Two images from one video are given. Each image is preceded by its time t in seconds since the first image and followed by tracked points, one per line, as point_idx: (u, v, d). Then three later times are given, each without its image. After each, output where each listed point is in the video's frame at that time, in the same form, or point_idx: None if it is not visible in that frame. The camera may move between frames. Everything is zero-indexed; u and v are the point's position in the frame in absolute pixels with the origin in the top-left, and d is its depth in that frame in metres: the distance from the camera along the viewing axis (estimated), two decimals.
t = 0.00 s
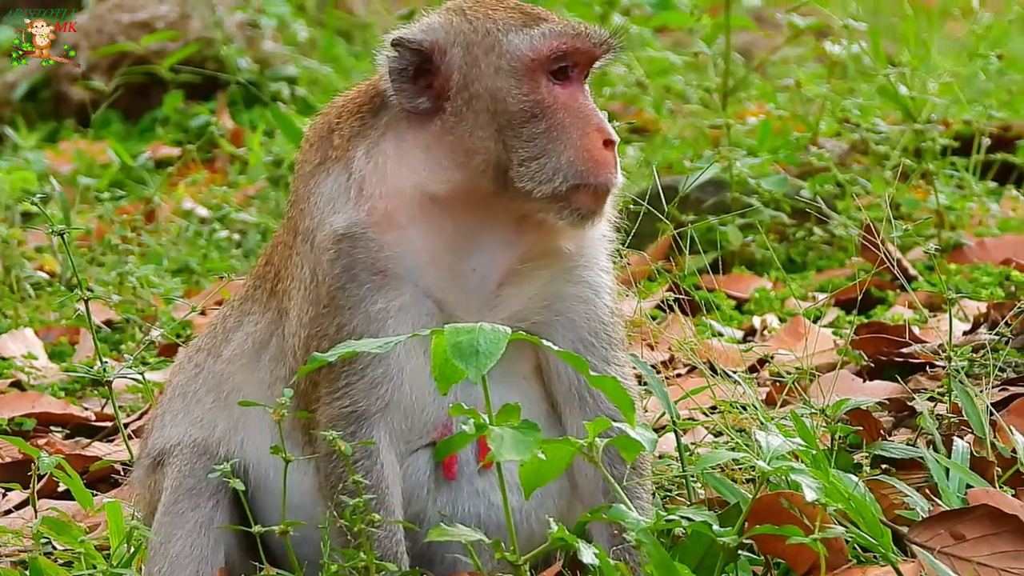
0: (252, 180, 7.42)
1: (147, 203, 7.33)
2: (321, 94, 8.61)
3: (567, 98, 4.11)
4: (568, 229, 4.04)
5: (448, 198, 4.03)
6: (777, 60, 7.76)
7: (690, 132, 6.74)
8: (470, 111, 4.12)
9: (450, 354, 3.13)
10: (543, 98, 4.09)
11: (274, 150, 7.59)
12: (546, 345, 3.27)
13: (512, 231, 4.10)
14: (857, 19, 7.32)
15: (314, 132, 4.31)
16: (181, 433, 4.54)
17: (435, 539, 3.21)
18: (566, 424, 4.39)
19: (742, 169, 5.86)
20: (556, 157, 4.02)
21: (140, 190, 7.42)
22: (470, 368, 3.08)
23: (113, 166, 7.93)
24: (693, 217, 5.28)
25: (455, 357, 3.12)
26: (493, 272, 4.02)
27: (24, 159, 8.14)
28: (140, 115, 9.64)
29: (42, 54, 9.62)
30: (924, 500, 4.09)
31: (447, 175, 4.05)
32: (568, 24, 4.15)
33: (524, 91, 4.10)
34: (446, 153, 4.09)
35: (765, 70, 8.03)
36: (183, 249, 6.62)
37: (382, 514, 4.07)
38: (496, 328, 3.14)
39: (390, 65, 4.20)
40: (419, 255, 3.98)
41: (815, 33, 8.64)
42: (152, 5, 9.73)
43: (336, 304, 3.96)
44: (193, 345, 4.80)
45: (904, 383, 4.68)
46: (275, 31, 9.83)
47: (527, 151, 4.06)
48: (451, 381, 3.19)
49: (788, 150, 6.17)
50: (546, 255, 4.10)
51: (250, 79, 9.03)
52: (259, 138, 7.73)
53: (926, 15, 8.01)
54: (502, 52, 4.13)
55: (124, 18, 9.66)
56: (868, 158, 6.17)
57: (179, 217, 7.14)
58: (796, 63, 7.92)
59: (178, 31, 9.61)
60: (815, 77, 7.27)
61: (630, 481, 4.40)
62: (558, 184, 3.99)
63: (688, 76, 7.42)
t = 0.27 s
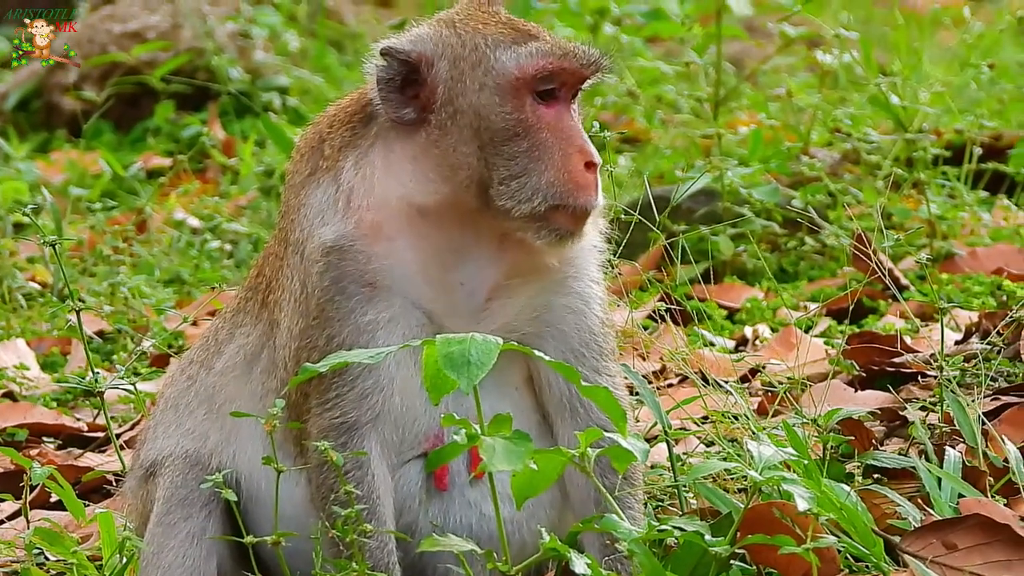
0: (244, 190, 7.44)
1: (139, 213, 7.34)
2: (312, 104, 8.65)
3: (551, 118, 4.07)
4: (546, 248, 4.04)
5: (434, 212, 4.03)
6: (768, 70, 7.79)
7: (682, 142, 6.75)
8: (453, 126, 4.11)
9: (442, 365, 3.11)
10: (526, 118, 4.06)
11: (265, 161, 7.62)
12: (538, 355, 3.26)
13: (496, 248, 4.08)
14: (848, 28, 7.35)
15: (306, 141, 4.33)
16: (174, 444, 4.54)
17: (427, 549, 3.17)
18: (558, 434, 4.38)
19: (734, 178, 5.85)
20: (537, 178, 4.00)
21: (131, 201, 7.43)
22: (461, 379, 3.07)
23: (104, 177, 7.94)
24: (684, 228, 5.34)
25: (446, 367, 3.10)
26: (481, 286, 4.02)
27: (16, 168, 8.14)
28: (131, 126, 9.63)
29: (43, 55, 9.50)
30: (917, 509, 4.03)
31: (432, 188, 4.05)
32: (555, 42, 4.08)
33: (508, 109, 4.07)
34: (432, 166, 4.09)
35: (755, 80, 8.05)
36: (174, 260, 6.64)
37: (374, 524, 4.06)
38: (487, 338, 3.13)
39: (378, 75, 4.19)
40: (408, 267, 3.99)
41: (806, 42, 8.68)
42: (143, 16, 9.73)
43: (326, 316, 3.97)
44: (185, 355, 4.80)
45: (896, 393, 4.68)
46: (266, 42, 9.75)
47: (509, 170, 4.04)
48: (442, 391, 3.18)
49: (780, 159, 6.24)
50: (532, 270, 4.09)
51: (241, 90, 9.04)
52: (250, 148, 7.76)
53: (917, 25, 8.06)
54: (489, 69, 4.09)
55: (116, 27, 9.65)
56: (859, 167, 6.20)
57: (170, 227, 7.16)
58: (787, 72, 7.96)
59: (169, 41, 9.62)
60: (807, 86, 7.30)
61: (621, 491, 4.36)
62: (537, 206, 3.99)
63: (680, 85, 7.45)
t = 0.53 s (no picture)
0: (241, 192, 7.46)
1: (136, 215, 7.35)
2: (308, 106, 8.67)
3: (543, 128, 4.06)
4: (533, 256, 4.04)
5: (428, 216, 4.03)
6: (764, 71, 7.82)
7: (678, 143, 6.77)
8: (446, 132, 4.11)
9: (439, 367, 3.11)
10: (517, 127, 4.06)
11: (262, 162, 7.64)
12: (535, 357, 3.25)
13: (490, 252, 4.08)
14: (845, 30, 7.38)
15: (303, 143, 4.33)
16: (171, 446, 4.54)
17: (424, 550, 3.17)
18: (554, 436, 4.39)
19: (730, 180, 5.88)
20: (527, 186, 4.00)
21: (128, 203, 7.45)
22: (458, 380, 3.07)
23: (101, 179, 7.95)
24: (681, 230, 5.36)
25: (443, 369, 3.10)
26: (476, 291, 4.03)
27: (12, 170, 8.15)
28: (127, 128, 9.61)
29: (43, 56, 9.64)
30: (913, 511, 4.01)
31: (426, 192, 4.04)
32: (549, 52, 4.08)
33: (498, 117, 4.07)
34: (425, 171, 4.09)
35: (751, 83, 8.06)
36: (171, 262, 6.65)
37: (371, 525, 4.06)
38: (484, 339, 3.13)
39: (372, 77, 4.18)
40: (403, 271, 4.00)
41: (801, 44, 8.72)
42: (140, 18, 9.74)
43: (321, 319, 3.98)
44: (182, 357, 4.80)
45: (892, 394, 4.68)
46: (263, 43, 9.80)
47: (501, 178, 4.04)
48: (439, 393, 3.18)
49: (776, 159, 6.21)
50: (524, 276, 4.09)
51: (238, 91, 9.06)
52: (247, 150, 7.78)
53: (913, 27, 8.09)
54: (481, 77, 4.09)
55: (112, 30, 9.66)
56: (856, 169, 6.22)
57: (167, 229, 7.17)
58: (783, 74, 8.00)
59: (165, 43, 9.63)
60: (804, 88, 7.33)
61: (618, 492, 4.36)
62: (525, 216, 3.99)
63: (676, 87, 7.48)
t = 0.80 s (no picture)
0: (241, 191, 7.47)
1: (136, 214, 7.35)
2: (308, 105, 8.68)
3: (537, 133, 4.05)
4: (525, 261, 4.04)
5: (425, 217, 4.04)
6: (765, 70, 7.84)
7: (679, 142, 6.79)
8: (441, 135, 4.10)
9: (439, 365, 3.11)
10: (512, 132, 4.05)
11: (262, 161, 7.65)
12: (535, 355, 3.25)
13: (487, 253, 4.08)
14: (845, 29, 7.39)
15: (304, 140, 4.34)
16: (171, 444, 4.54)
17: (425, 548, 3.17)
18: (554, 434, 4.39)
19: (731, 178, 5.88)
20: (519, 193, 4.01)
21: (129, 201, 7.45)
22: (458, 379, 3.07)
23: (101, 177, 7.95)
24: (682, 228, 5.37)
25: (444, 368, 3.10)
26: (474, 292, 4.04)
27: (12, 168, 8.14)
28: (127, 127, 9.62)
29: (43, 56, 9.49)
30: (914, 509, 4.02)
31: (423, 194, 4.05)
32: (545, 56, 4.07)
33: (492, 123, 4.06)
34: (422, 173, 4.09)
35: (752, 82, 8.07)
36: (172, 260, 6.66)
37: (371, 524, 4.06)
38: (485, 338, 3.13)
39: (371, 77, 4.18)
40: (401, 271, 4.00)
41: (801, 43, 8.73)
42: (140, 17, 9.75)
43: (320, 319, 3.98)
44: (182, 356, 4.80)
45: (893, 393, 4.69)
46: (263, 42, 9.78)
47: (495, 183, 4.04)
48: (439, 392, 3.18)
49: (777, 159, 6.23)
50: (520, 278, 4.09)
51: (238, 90, 9.07)
52: (247, 149, 7.79)
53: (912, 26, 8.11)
54: (477, 82, 4.08)
55: (112, 29, 9.66)
56: (857, 167, 6.24)
57: (167, 227, 7.17)
58: (783, 73, 8.02)
59: (165, 42, 9.63)
60: (804, 87, 7.34)
61: (618, 491, 4.36)
62: (515, 222, 4.00)
63: (677, 87, 7.49)
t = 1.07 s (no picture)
0: (242, 189, 7.47)
1: (137, 212, 7.35)
2: (309, 103, 8.68)
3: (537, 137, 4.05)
4: (522, 264, 4.04)
5: (424, 218, 4.04)
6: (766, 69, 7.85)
7: (679, 140, 6.80)
8: (442, 136, 4.10)
9: (440, 363, 3.10)
10: (513, 135, 4.05)
11: (263, 159, 7.66)
12: (535, 353, 3.25)
13: (486, 254, 4.08)
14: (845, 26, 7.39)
15: (305, 138, 4.34)
16: (171, 443, 4.54)
17: (425, 547, 3.16)
18: (554, 432, 4.39)
19: (731, 177, 5.88)
20: (517, 198, 4.01)
21: (130, 199, 7.45)
22: (459, 377, 3.06)
23: (102, 175, 7.95)
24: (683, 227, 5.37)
25: (444, 366, 3.09)
26: (473, 292, 4.04)
27: (12, 166, 8.14)
28: (128, 125, 9.63)
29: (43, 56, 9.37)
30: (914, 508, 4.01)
31: (422, 194, 4.05)
32: (547, 60, 4.07)
33: (494, 126, 4.06)
34: (422, 173, 4.09)
35: (753, 80, 8.07)
36: (172, 258, 6.66)
37: (372, 522, 4.06)
38: (485, 336, 3.12)
39: (373, 75, 4.18)
40: (401, 270, 4.00)
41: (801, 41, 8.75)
42: (140, 14, 9.75)
43: (320, 318, 3.98)
44: (182, 355, 4.80)
45: (894, 391, 4.68)
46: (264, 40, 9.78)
47: (495, 186, 4.05)
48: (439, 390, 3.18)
49: (777, 157, 6.23)
50: (519, 280, 4.09)
51: (239, 88, 9.08)
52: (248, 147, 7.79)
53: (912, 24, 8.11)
54: (479, 84, 4.08)
55: (113, 26, 9.64)
56: (857, 167, 6.26)
57: (168, 225, 7.18)
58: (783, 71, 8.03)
59: (166, 40, 9.64)
60: (804, 85, 7.35)
61: (619, 489, 4.35)
62: (512, 226, 3.99)
63: (677, 84, 7.50)
